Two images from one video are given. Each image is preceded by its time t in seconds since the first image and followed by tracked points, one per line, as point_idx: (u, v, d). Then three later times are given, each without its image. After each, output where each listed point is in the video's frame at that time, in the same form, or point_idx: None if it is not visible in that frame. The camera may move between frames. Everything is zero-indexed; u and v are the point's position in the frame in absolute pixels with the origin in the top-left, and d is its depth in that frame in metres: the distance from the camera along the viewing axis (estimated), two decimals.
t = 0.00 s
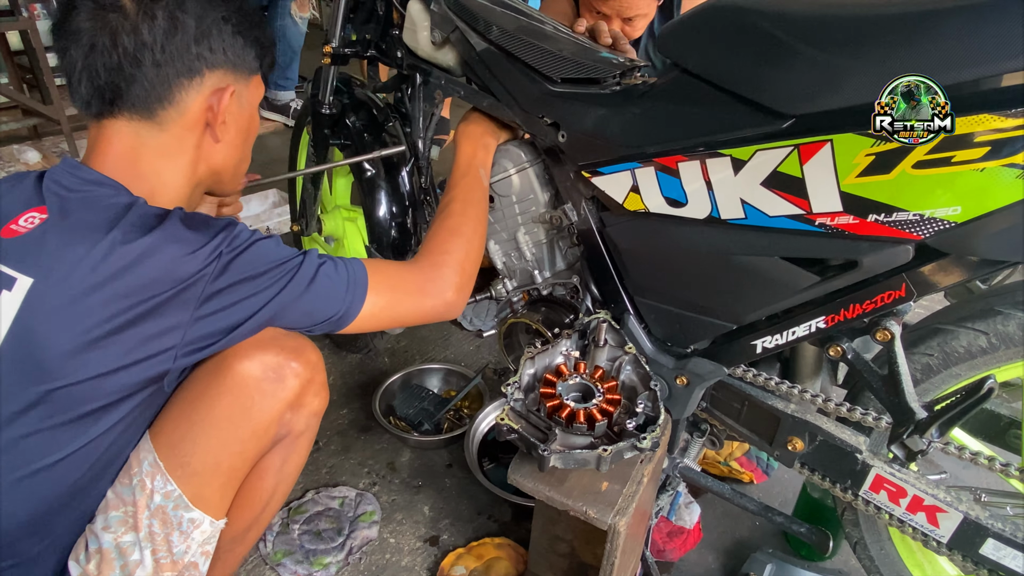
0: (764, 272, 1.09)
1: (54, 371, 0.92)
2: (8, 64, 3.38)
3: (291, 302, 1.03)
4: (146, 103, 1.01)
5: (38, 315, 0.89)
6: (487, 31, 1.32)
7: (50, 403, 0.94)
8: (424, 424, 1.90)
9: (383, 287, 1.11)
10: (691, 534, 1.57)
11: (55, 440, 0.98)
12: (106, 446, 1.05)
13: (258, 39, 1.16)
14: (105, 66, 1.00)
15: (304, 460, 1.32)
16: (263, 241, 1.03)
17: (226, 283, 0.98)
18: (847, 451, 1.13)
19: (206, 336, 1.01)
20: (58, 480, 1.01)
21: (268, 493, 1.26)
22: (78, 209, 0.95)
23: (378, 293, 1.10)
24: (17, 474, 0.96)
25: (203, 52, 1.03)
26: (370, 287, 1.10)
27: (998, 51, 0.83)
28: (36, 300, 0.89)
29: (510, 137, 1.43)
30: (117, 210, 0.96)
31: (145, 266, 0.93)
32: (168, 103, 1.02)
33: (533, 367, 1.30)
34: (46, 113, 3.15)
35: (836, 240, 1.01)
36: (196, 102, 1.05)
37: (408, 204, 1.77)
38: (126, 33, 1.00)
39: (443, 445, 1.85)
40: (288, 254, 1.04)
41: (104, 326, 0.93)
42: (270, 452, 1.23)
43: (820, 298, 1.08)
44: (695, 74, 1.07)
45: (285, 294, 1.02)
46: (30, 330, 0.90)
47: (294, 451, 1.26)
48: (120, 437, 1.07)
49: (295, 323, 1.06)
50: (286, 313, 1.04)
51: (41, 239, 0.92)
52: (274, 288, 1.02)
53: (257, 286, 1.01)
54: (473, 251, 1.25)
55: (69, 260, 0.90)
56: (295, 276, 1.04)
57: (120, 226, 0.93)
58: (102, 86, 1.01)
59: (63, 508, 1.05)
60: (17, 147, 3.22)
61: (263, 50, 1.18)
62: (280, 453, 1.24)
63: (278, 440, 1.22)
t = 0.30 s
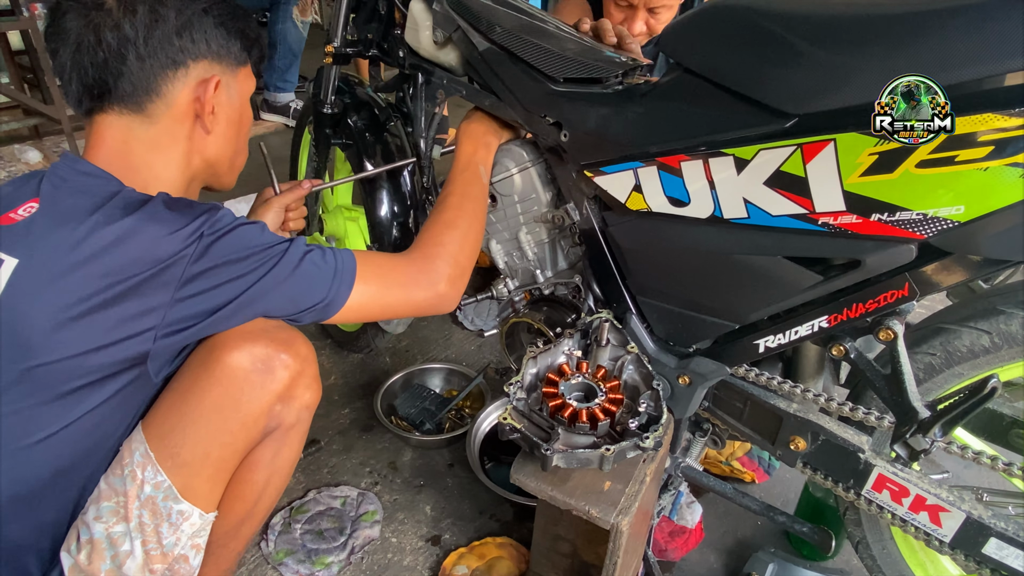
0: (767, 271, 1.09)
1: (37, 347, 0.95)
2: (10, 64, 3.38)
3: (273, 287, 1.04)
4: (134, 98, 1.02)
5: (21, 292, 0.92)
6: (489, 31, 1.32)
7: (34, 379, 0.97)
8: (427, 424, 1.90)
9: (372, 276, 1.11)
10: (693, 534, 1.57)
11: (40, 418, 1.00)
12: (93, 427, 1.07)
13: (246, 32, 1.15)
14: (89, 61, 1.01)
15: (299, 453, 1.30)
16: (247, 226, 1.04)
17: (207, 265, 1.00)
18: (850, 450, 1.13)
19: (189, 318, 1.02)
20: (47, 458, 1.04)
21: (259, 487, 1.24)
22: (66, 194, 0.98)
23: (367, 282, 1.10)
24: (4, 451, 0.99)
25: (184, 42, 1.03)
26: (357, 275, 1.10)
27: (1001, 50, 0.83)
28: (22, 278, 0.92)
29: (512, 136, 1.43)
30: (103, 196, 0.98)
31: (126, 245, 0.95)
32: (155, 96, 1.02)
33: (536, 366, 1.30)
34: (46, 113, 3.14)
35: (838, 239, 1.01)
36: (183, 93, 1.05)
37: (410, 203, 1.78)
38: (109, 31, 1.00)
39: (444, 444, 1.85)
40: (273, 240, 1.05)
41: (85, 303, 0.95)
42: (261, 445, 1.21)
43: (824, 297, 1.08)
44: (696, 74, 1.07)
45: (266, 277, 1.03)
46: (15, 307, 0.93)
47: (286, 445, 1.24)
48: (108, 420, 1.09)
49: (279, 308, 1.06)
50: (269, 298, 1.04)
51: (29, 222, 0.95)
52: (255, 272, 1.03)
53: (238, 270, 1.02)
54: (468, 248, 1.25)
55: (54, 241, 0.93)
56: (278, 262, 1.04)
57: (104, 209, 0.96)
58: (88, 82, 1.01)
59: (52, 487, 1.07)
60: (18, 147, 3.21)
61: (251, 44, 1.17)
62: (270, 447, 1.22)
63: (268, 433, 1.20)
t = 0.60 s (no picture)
0: (764, 272, 1.09)
1: (40, 344, 0.94)
2: (9, 64, 3.38)
3: (275, 288, 1.04)
4: (129, 94, 1.01)
5: (25, 289, 0.92)
6: (489, 31, 1.32)
7: (35, 376, 0.97)
8: (424, 425, 1.90)
9: (372, 279, 1.12)
10: (691, 534, 1.57)
11: (41, 415, 1.00)
12: (94, 426, 1.07)
13: (234, 25, 1.15)
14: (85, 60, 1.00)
15: (300, 454, 1.30)
16: (250, 227, 1.05)
17: (209, 265, 1.00)
18: (847, 451, 1.13)
19: (190, 317, 1.02)
20: (47, 456, 1.03)
21: (262, 487, 1.23)
22: (70, 193, 0.98)
23: (367, 285, 1.11)
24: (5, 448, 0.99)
25: (176, 34, 1.03)
26: (358, 277, 1.11)
27: (999, 50, 0.83)
28: (26, 276, 0.92)
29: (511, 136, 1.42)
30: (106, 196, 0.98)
31: (130, 243, 0.95)
32: (150, 91, 1.02)
33: (533, 367, 1.30)
34: (45, 114, 3.15)
35: (835, 240, 1.01)
36: (178, 87, 1.04)
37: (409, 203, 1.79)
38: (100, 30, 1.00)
39: (442, 445, 1.85)
40: (275, 242, 1.05)
41: (89, 301, 0.95)
42: (264, 446, 1.21)
43: (820, 298, 1.08)
44: (694, 74, 1.06)
45: (268, 278, 1.03)
46: (18, 304, 0.92)
47: (288, 445, 1.24)
48: (109, 419, 1.08)
49: (279, 310, 1.06)
50: (270, 299, 1.05)
51: (33, 221, 0.95)
52: (257, 272, 1.03)
53: (240, 270, 1.02)
54: (468, 248, 1.25)
55: (59, 239, 0.93)
56: (280, 263, 1.04)
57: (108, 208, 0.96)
58: (84, 83, 1.01)
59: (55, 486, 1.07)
60: (17, 147, 3.21)
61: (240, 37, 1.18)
62: (273, 447, 1.22)
63: (271, 433, 1.20)
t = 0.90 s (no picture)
0: (762, 272, 1.09)
1: (46, 347, 0.95)
2: (9, 65, 3.38)
3: (278, 292, 1.04)
4: (137, 99, 1.02)
5: (31, 290, 0.92)
6: (488, 31, 1.32)
7: (42, 379, 0.97)
8: (424, 425, 1.90)
9: (374, 282, 1.12)
10: (690, 534, 1.58)
11: (46, 417, 1.00)
12: (98, 429, 1.06)
13: (239, 28, 1.15)
14: (93, 63, 1.00)
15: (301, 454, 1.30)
16: (254, 230, 1.04)
17: (214, 268, 1.00)
18: (846, 451, 1.13)
19: (196, 321, 1.03)
20: (51, 459, 1.03)
21: (263, 486, 1.24)
22: (76, 196, 0.98)
23: (369, 288, 1.11)
24: (10, 450, 0.99)
25: (183, 38, 1.03)
26: (361, 280, 1.10)
27: (997, 51, 0.83)
28: (34, 279, 0.93)
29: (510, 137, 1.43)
30: (111, 199, 0.98)
31: (136, 247, 0.95)
32: (157, 95, 1.02)
33: (532, 368, 1.30)
34: (45, 114, 3.15)
35: (834, 240, 1.01)
36: (185, 91, 1.05)
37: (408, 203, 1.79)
38: (107, 33, 1.00)
39: (442, 445, 1.85)
40: (279, 245, 1.05)
41: (95, 304, 0.95)
42: (264, 445, 1.21)
43: (819, 298, 1.08)
44: (692, 74, 1.07)
45: (273, 281, 1.03)
46: (25, 306, 0.93)
47: (289, 445, 1.24)
48: (113, 421, 1.08)
49: (284, 313, 1.06)
50: (274, 303, 1.05)
51: (40, 223, 0.96)
52: (262, 276, 1.03)
53: (244, 274, 1.02)
54: (469, 250, 1.26)
55: (65, 242, 0.94)
56: (284, 266, 1.04)
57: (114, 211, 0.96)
58: (91, 86, 1.01)
59: (59, 488, 1.07)
60: (17, 147, 3.21)
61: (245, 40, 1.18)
62: (274, 446, 1.22)
63: (272, 433, 1.20)
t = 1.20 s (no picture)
0: (768, 271, 1.09)
1: (55, 344, 0.95)
2: (12, 66, 3.38)
3: (287, 291, 1.04)
4: (156, 100, 1.02)
5: (41, 287, 0.93)
6: (492, 31, 1.31)
7: (50, 376, 0.97)
8: (427, 424, 1.89)
9: (382, 282, 1.12)
10: (693, 533, 1.58)
11: (55, 414, 1.00)
12: (105, 427, 1.06)
13: (252, 31, 1.16)
14: (115, 64, 1.00)
15: (306, 454, 1.30)
16: (262, 229, 1.04)
17: (222, 267, 1.00)
18: (851, 450, 1.13)
19: (205, 318, 1.03)
20: (60, 456, 1.03)
21: (268, 486, 1.23)
22: (85, 195, 0.99)
23: (376, 286, 1.11)
24: (17, 447, 0.99)
25: (203, 40, 1.03)
26: (368, 280, 1.10)
27: (1002, 49, 0.83)
28: (44, 275, 0.93)
29: (514, 136, 1.42)
30: (120, 198, 0.99)
31: (144, 244, 0.96)
32: (176, 97, 1.02)
33: (537, 366, 1.30)
34: (48, 113, 3.14)
35: (840, 238, 1.01)
36: (202, 92, 1.04)
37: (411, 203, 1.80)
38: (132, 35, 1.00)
39: (444, 445, 1.85)
40: (287, 244, 1.05)
41: (103, 301, 0.95)
42: (270, 445, 1.21)
43: (824, 296, 1.08)
44: (698, 73, 1.06)
45: (280, 280, 1.03)
46: (35, 303, 0.93)
47: (295, 445, 1.24)
48: (121, 419, 1.08)
49: (291, 312, 1.06)
50: (282, 302, 1.05)
51: (51, 222, 0.97)
52: (269, 275, 1.03)
53: (253, 272, 1.02)
54: (474, 250, 1.26)
55: (75, 239, 0.95)
56: (293, 266, 1.04)
57: (123, 209, 0.97)
58: (111, 86, 1.01)
59: (67, 486, 1.08)
60: (19, 147, 3.20)
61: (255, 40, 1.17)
62: (279, 447, 1.22)
63: (278, 433, 1.20)
